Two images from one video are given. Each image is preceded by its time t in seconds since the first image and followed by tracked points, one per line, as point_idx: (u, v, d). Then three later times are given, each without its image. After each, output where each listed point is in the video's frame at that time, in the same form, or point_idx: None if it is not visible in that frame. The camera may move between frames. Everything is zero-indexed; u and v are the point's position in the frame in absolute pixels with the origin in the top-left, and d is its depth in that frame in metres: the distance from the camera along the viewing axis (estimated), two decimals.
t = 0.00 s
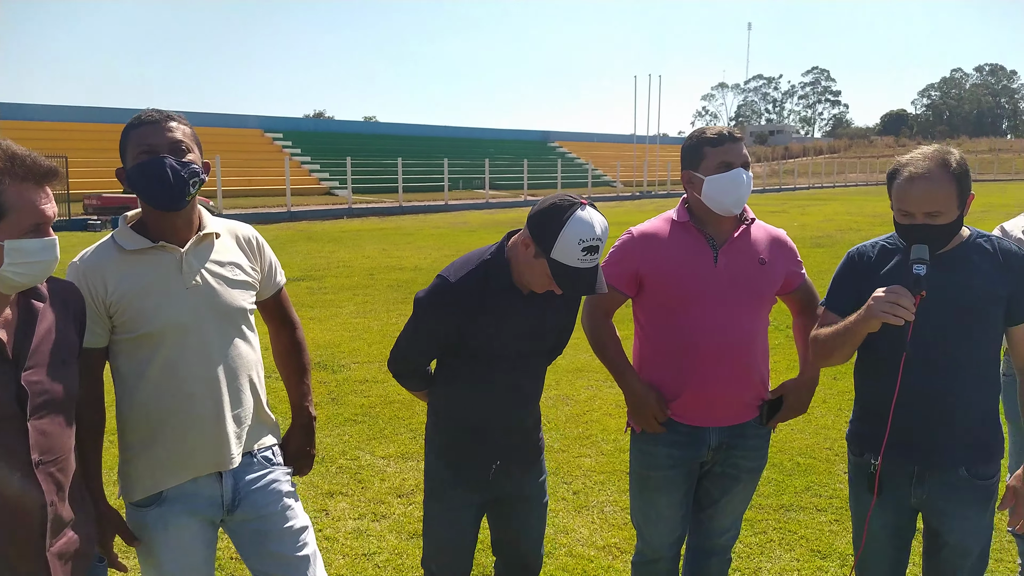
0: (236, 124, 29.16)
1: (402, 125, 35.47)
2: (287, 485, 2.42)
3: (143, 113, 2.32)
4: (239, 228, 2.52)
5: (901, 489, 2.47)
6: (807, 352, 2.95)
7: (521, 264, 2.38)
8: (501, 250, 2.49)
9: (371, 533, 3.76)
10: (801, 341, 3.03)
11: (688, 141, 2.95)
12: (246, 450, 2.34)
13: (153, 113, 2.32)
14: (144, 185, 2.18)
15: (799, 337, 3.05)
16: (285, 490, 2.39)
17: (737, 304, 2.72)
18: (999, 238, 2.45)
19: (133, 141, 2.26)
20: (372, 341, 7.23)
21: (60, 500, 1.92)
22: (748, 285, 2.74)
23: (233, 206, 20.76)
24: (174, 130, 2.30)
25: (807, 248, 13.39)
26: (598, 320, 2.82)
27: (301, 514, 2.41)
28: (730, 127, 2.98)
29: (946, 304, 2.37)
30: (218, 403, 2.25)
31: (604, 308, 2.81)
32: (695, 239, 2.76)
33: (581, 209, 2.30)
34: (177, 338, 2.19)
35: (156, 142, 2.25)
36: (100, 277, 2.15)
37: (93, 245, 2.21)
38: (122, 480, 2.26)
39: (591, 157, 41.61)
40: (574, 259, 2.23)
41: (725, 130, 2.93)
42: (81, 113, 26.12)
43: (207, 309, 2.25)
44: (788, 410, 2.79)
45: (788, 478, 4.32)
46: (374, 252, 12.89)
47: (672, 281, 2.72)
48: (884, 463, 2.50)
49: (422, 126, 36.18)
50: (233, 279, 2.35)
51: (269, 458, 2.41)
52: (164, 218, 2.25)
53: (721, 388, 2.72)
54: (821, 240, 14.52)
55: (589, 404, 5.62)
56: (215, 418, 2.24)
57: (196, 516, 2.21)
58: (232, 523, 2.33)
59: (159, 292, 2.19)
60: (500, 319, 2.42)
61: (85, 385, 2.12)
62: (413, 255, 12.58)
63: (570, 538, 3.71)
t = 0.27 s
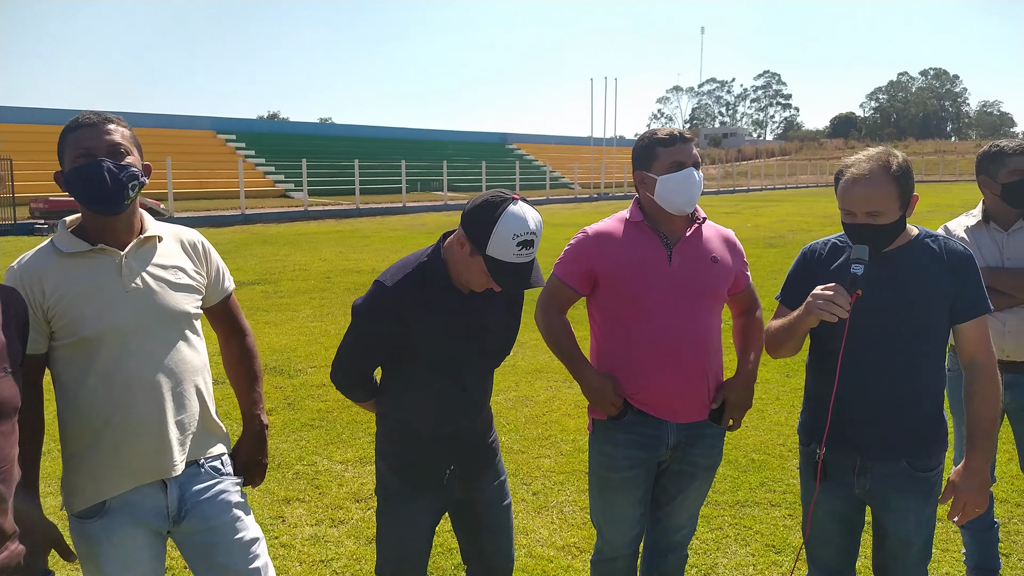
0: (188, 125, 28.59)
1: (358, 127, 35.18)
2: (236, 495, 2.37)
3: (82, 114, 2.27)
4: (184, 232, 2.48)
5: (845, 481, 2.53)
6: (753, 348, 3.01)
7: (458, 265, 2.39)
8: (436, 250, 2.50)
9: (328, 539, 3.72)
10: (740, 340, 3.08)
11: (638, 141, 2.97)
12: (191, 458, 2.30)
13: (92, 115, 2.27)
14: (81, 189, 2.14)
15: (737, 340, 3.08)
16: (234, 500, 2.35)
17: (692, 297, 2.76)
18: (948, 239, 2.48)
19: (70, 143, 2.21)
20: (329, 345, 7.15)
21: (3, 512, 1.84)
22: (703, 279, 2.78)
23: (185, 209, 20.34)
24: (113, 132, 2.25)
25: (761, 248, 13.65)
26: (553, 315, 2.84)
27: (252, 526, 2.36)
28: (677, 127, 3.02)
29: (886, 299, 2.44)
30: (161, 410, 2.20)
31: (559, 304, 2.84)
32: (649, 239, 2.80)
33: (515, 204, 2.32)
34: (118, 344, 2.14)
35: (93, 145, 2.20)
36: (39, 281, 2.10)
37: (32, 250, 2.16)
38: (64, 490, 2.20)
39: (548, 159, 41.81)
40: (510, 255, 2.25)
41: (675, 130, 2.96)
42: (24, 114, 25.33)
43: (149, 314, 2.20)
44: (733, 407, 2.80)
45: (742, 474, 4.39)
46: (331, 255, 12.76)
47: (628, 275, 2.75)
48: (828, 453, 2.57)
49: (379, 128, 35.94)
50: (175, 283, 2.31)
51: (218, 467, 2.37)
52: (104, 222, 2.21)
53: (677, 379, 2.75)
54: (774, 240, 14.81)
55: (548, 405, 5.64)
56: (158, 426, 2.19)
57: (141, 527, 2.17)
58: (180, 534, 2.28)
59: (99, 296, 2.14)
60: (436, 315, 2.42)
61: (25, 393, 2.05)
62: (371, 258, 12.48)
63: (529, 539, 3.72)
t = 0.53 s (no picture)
0: (144, 124, 28.00)
1: (320, 126, 34.81)
2: (193, 500, 2.33)
3: (26, 113, 2.21)
4: (135, 232, 2.43)
5: (800, 471, 2.58)
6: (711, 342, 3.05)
7: (405, 256, 2.46)
8: (382, 245, 2.52)
9: (290, 543, 3.68)
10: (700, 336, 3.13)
11: (597, 138, 2.97)
12: (145, 463, 2.25)
13: (37, 113, 2.21)
14: (27, 192, 2.09)
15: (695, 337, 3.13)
16: (190, 505, 2.31)
17: (654, 299, 2.78)
18: (905, 236, 2.52)
19: (15, 143, 2.14)
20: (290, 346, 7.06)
21: None
22: (664, 280, 2.81)
23: (142, 209, 19.91)
24: (60, 133, 2.19)
25: (722, 246, 13.83)
26: (518, 314, 2.83)
27: (210, 531, 2.33)
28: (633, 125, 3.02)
29: (841, 293, 2.49)
30: (112, 413, 2.15)
31: (523, 303, 2.83)
32: (611, 238, 2.82)
33: (450, 184, 2.43)
34: (66, 346, 2.09)
35: (39, 146, 2.15)
36: None
37: None
38: (11, 498, 2.14)
39: (512, 159, 41.85)
40: (454, 232, 2.34)
41: (632, 129, 2.95)
42: None
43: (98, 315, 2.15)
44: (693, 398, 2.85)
45: (704, 469, 4.45)
46: (292, 255, 12.60)
47: (592, 276, 2.76)
48: (784, 444, 2.62)
49: (341, 127, 35.60)
50: (126, 283, 2.26)
51: (173, 472, 2.32)
52: (51, 224, 2.16)
53: (640, 381, 2.77)
54: (735, 238, 15.02)
55: (512, 404, 5.65)
56: (109, 430, 2.15)
57: (93, 535, 2.12)
58: (134, 541, 2.23)
59: (45, 298, 2.08)
60: (398, 309, 2.46)
61: None
62: (333, 258, 12.36)
63: (494, 538, 3.72)
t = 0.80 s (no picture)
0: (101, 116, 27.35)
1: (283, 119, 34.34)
2: (151, 498, 2.29)
3: None
4: (87, 225, 2.37)
5: (757, 459, 2.62)
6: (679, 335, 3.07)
7: (366, 239, 2.47)
8: (342, 233, 2.52)
9: (253, 540, 3.63)
10: (668, 328, 3.14)
11: (564, 132, 2.96)
12: (102, 461, 2.20)
13: None
14: None
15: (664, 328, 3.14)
16: (148, 503, 2.26)
17: (620, 293, 2.79)
18: (865, 231, 2.54)
19: None
20: (252, 342, 6.96)
21: None
22: (630, 275, 2.82)
23: (99, 203, 19.45)
24: (9, 125, 2.15)
25: (686, 240, 13.97)
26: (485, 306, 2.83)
27: (168, 528, 2.29)
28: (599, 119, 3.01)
29: (803, 284, 2.51)
30: (66, 411, 2.10)
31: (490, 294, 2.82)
32: (578, 234, 2.81)
33: (396, 155, 2.51)
34: (17, 343, 2.03)
35: None
36: None
37: None
38: None
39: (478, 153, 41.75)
40: (411, 193, 2.40)
41: (598, 123, 2.95)
42: None
43: (50, 310, 2.10)
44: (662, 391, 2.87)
45: (668, 461, 4.49)
46: (254, 250, 12.42)
47: (559, 269, 2.76)
48: (743, 432, 2.66)
49: (305, 121, 35.16)
50: (79, 278, 2.20)
51: (130, 469, 2.27)
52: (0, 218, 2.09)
53: (605, 375, 2.79)
54: (699, 232, 15.19)
55: (478, 398, 5.64)
56: (63, 427, 2.09)
57: (48, 535, 2.07)
58: (91, 540, 2.18)
59: None
60: (361, 298, 2.45)
61: None
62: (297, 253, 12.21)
63: (460, 532, 3.71)
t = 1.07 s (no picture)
0: (62, 108, 26.74)
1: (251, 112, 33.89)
2: (114, 496, 2.24)
3: None
4: (48, 219, 2.31)
5: (723, 451, 2.66)
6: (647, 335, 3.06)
7: (337, 228, 2.45)
8: (311, 224, 2.49)
9: (220, 539, 3.58)
10: (633, 329, 3.10)
11: (537, 127, 2.95)
12: (63, 459, 2.15)
13: None
14: None
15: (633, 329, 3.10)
16: (111, 501, 2.22)
17: (588, 287, 2.80)
18: (831, 227, 2.57)
19: None
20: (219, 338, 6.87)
21: None
22: (598, 270, 2.83)
23: (61, 197, 19.03)
24: None
25: (656, 236, 14.06)
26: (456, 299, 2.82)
27: (132, 526, 2.25)
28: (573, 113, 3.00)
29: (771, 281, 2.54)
30: (25, 408, 2.05)
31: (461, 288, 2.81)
32: (548, 230, 2.81)
33: (356, 140, 2.52)
34: None
35: None
36: None
37: None
38: None
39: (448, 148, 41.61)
40: (381, 173, 2.44)
41: (570, 119, 2.94)
42: None
43: (9, 305, 2.04)
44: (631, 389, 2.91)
45: (637, 454, 4.52)
46: (221, 245, 12.25)
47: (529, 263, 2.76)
48: (709, 424, 2.68)
49: (273, 114, 34.73)
50: (40, 273, 2.15)
51: (93, 468, 2.23)
52: None
53: (574, 368, 2.79)
54: (669, 228, 15.31)
55: (449, 393, 5.63)
56: (22, 425, 2.04)
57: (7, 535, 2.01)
58: (51, 540, 2.13)
59: None
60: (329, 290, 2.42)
61: None
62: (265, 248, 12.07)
63: (430, 528, 3.70)
